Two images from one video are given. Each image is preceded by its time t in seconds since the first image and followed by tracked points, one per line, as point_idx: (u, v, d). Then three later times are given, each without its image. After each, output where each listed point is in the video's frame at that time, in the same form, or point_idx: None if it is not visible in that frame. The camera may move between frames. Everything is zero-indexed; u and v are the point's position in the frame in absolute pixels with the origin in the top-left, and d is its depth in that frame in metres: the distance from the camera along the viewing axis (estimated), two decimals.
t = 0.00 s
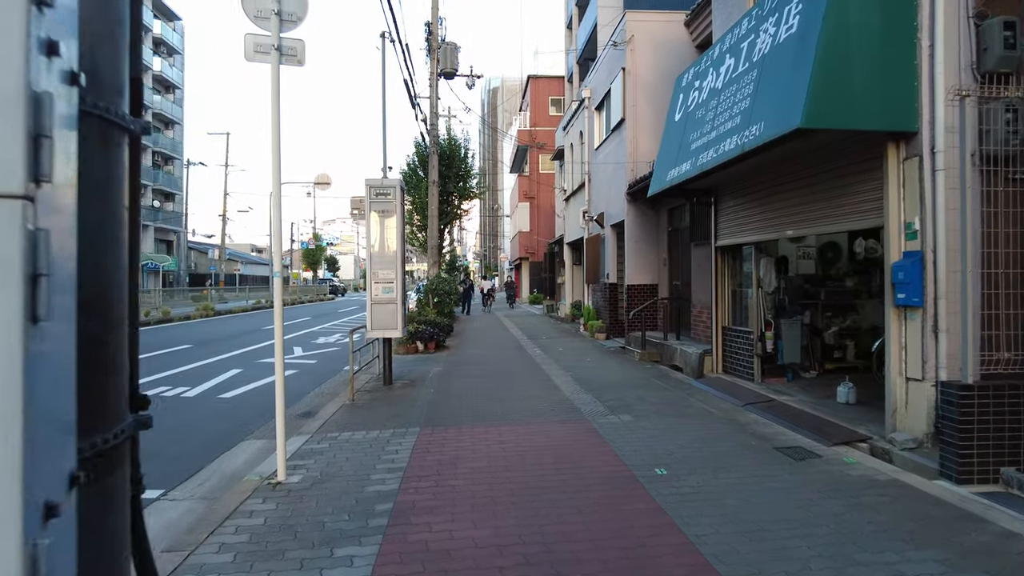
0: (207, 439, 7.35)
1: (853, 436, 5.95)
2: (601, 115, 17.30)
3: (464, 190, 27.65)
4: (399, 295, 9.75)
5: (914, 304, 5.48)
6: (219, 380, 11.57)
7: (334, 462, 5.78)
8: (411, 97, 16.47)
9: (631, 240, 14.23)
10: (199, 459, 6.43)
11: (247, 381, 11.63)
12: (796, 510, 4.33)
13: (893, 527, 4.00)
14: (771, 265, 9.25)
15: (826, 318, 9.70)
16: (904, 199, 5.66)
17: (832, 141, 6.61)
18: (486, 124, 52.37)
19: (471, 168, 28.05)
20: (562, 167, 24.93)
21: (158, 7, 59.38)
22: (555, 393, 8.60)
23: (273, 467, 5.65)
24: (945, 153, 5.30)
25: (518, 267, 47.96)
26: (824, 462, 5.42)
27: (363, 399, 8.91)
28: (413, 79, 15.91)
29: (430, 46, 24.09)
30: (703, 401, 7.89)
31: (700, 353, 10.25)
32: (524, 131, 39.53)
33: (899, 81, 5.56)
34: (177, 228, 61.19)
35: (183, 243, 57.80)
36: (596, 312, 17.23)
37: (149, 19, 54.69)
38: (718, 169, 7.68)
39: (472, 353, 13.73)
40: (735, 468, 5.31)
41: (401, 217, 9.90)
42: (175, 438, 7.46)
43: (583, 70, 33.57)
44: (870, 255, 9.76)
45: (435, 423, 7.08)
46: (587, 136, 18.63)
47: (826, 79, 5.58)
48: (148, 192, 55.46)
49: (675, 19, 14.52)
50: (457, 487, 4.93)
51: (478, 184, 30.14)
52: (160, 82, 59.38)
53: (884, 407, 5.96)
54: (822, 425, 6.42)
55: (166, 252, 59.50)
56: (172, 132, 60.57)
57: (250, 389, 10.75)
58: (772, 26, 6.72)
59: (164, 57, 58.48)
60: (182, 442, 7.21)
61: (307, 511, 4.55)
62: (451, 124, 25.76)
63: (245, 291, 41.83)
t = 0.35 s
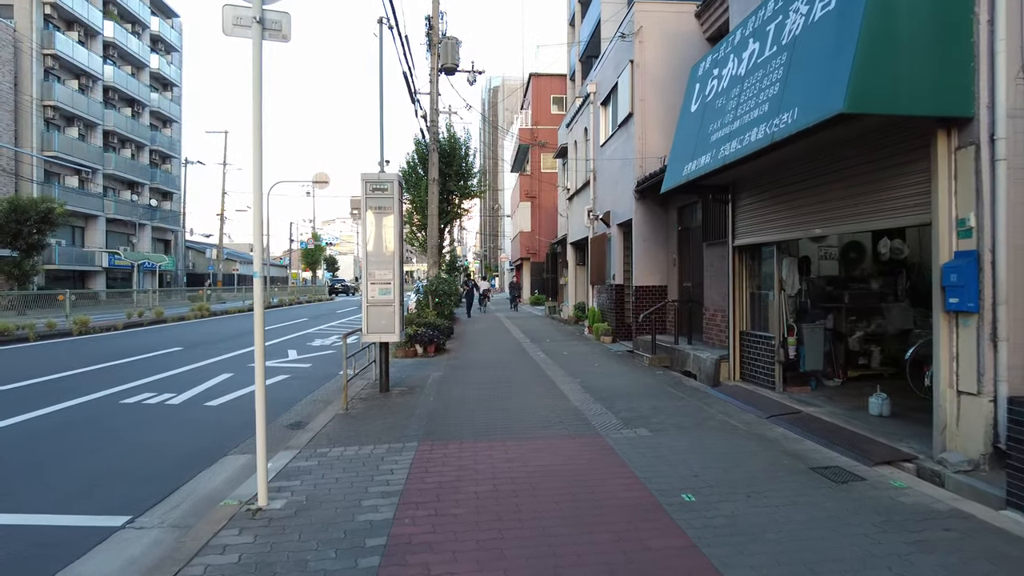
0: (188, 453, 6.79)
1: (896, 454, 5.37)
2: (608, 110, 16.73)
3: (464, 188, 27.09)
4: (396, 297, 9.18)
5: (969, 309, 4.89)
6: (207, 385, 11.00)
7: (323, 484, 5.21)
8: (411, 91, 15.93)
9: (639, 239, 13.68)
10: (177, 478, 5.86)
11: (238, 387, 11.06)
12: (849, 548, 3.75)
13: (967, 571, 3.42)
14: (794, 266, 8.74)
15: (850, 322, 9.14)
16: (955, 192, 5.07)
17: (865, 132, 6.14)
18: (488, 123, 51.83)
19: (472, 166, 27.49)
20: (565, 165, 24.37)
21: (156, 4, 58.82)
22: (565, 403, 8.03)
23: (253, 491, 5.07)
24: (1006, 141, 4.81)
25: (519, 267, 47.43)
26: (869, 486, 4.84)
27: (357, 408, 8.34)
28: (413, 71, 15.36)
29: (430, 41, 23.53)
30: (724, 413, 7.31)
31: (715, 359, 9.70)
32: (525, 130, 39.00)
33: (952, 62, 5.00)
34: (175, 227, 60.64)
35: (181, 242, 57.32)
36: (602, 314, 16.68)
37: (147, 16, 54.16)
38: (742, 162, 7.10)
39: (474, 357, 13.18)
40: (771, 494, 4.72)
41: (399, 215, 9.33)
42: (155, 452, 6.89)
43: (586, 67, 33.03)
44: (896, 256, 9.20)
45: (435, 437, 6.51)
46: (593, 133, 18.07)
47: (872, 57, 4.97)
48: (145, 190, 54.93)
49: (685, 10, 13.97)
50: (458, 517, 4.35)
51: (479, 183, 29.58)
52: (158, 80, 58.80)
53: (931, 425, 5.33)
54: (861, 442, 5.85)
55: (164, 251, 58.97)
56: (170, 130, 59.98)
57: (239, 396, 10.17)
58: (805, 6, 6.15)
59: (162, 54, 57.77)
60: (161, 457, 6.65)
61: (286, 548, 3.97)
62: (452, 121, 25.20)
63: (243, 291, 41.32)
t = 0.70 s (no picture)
0: (157, 465, 6.21)
1: (943, 472, 4.77)
2: (611, 104, 16.15)
3: (464, 186, 26.52)
4: (388, 296, 8.58)
5: None
6: (189, 390, 10.41)
7: (298, 507, 4.62)
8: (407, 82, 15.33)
9: (644, 236, 13.11)
10: (138, 495, 5.27)
11: (221, 391, 10.46)
12: None
13: None
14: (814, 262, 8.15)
15: (873, 322, 8.46)
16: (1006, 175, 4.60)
17: (890, 117, 5.96)
18: (488, 121, 51.24)
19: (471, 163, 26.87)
20: (567, 162, 23.78)
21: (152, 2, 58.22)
22: (569, 410, 7.46)
23: (217, 514, 4.47)
24: None
25: (519, 266, 46.89)
26: (918, 508, 4.24)
27: (344, 416, 7.76)
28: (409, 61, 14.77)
29: (428, 35, 22.97)
30: (742, 422, 6.74)
31: (728, 362, 9.12)
32: (525, 127, 38.40)
33: (1007, 32, 4.42)
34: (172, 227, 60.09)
35: (177, 242, 56.78)
36: (604, 315, 16.11)
37: (143, 14, 53.58)
38: (761, 148, 6.52)
39: (472, 359, 12.60)
40: (806, 519, 4.13)
41: (390, 208, 8.74)
42: (121, 463, 6.31)
43: (587, 63, 32.47)
44: (920, 252, 8.73)
45: (427, 449, 5.93)
46: (595, 127, 17.48)
47: (919, 21, 4.38)
48: (141, 190, 54.37)
49: None
50: (448, 550, 3.76)
51: (478, 181, 29.00)
52: (155, 78, 58.17)
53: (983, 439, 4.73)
54: (898, 455, 5.27)
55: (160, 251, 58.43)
56: (166, 129, 59.40)
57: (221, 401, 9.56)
58: None
59: (159, 52, 57.23)
60: (127, 470, 6.07)
61: None
62: (450, 117, 24.62)
63: (239, 291, 40.72)
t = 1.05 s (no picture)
0: (123, 481, 5.62)
1: (1007, 494, 4.18)
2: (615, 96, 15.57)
3: (463, 183, 25.97)
4: (381, 295, 8.00)
5: None
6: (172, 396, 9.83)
7: (271, 537, 4.04)
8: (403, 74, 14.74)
9: (652, 232, 12.56)
10: (97, 520, 4.69)
11: (206, 397, 9.88)
12: None
13: None
14: (839, 258, 7.58)
15: (900, 323, 7.90)
16: None
17: (936, 99, 5.64)
18: (488, 118, 50.59)
19: (471, 161, 26.30)
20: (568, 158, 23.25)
21: None
22: (577, 420, 6.90)
23: (178, 548, 3.89)
24: None
25: (520, 266, 46.40)
26: (986, 539, 3.66)
27: (333, 426, 7.19)
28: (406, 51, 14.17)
29: (425, 28, 22.41)
30: (766, 433, 6.17)
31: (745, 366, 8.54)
32: (525, 125, 37.84)
33: None
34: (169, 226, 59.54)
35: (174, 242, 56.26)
36: (609, 315, 15.57)
37: (138, 11, 53.01)
38: (786, 134, 5.95)
39: (472, 362, 12.05)
40: (858, 553, 3.56)
41: (384, 201, 8.15)
42: (86, 480, 5.74)
43: (588, 59, 31.93)
44: (949, 246, 8.21)
45: (421, 465, 5.36)
46: (598, 120, 16.92)
47: None
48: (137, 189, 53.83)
49: None
50: None
51: (478, 178, 28.46)
52: (150, 76, 57.58)
53: None
54: (949, 473, 4.71)
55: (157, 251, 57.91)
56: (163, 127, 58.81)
57: (204, 409, 8.98)
58: None
59: (154, 50, 56.70)
60: (90, 488, 5.48)
61: None
62: (449, 112, 24.02)
63: (236, 291, 40.13)
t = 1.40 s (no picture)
0: (88, 506, 5.06)
1: None
2: (622, 91, 15.01)
3: (464, 182, 25.41)
4: (375, 300, 7.42)
5: None
6: (154, 405, 9.27)
7: None
8: (401, 67, 14.17)
9: (662, 232, 12.02)
10: (49, 558, 4.11)
11: (191, 406, 9.30)
12: None
13: None
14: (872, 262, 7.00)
15: (934, 331, 7.38)
16: None
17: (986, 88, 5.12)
18: (488, 117, 50.09)
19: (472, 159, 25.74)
20: (572, 156, 22.70)
21: None
22: (589, 437, 6.33)
23: None
24: None
25: (521, 266, 45.83)
26: None
27: (321, 443, 6.62)
28: (405, 43, 13.58)
29: (426, 23, 21.85)
30: (798, 454, 5.60)
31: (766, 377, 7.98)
32: (526, 123, 37.29)
33: None
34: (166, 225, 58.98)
35: (172, 241, 55.73)
36: (614, 318, 15.01)
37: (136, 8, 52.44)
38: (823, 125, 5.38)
39: (472, 368, 11.49)
40: None
41: (378, 199, 7.58)
42: (48, 504, 5.18)
43: (591, 57, 31.38)
44: (987, 250, 7.50)
45: (417, 494, 4.80)
46: (604, 117, 16.36)
47: None
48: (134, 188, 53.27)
49: None
50: None
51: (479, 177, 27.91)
52: (148, 74, 57.00)
53: None
54: (1016, 510, 4.15)
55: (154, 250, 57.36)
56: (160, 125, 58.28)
57: (187, 419, 8.41)
58: None
59: (152, 48, 56.15)
60: (49, 515, 4.92)
61: None
62: (449, 110, 23.47)
63: (233, 292, 39.56)
